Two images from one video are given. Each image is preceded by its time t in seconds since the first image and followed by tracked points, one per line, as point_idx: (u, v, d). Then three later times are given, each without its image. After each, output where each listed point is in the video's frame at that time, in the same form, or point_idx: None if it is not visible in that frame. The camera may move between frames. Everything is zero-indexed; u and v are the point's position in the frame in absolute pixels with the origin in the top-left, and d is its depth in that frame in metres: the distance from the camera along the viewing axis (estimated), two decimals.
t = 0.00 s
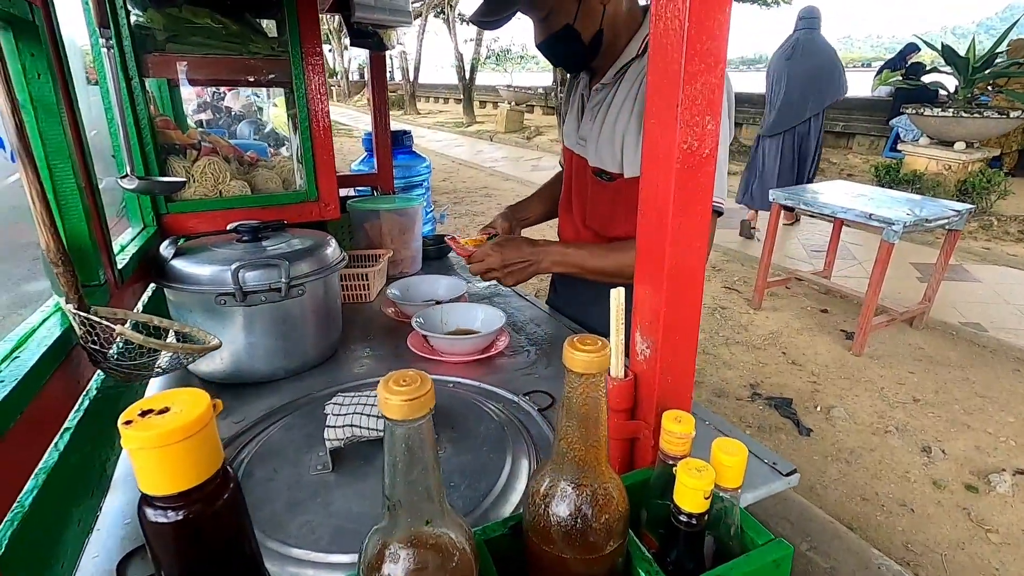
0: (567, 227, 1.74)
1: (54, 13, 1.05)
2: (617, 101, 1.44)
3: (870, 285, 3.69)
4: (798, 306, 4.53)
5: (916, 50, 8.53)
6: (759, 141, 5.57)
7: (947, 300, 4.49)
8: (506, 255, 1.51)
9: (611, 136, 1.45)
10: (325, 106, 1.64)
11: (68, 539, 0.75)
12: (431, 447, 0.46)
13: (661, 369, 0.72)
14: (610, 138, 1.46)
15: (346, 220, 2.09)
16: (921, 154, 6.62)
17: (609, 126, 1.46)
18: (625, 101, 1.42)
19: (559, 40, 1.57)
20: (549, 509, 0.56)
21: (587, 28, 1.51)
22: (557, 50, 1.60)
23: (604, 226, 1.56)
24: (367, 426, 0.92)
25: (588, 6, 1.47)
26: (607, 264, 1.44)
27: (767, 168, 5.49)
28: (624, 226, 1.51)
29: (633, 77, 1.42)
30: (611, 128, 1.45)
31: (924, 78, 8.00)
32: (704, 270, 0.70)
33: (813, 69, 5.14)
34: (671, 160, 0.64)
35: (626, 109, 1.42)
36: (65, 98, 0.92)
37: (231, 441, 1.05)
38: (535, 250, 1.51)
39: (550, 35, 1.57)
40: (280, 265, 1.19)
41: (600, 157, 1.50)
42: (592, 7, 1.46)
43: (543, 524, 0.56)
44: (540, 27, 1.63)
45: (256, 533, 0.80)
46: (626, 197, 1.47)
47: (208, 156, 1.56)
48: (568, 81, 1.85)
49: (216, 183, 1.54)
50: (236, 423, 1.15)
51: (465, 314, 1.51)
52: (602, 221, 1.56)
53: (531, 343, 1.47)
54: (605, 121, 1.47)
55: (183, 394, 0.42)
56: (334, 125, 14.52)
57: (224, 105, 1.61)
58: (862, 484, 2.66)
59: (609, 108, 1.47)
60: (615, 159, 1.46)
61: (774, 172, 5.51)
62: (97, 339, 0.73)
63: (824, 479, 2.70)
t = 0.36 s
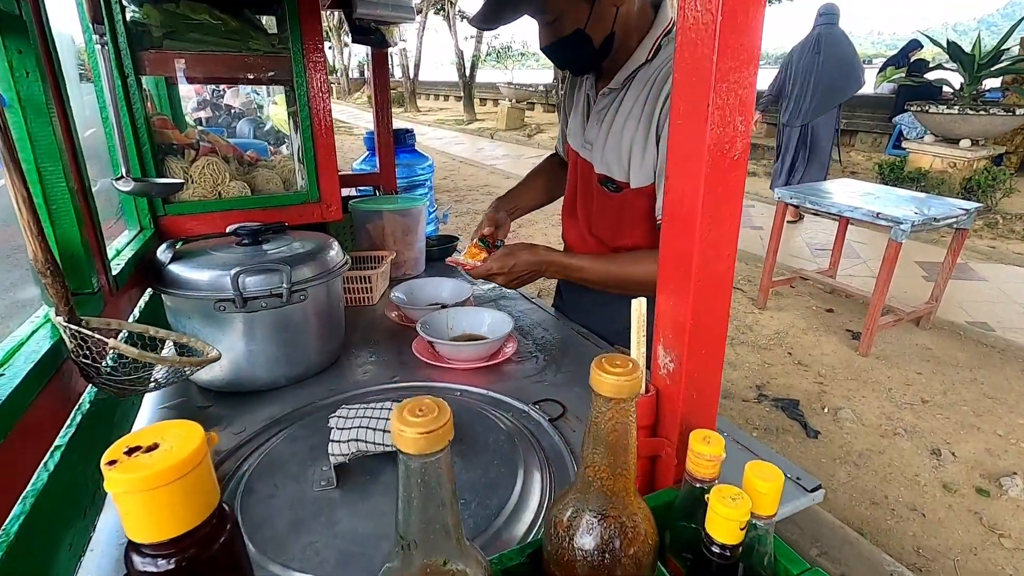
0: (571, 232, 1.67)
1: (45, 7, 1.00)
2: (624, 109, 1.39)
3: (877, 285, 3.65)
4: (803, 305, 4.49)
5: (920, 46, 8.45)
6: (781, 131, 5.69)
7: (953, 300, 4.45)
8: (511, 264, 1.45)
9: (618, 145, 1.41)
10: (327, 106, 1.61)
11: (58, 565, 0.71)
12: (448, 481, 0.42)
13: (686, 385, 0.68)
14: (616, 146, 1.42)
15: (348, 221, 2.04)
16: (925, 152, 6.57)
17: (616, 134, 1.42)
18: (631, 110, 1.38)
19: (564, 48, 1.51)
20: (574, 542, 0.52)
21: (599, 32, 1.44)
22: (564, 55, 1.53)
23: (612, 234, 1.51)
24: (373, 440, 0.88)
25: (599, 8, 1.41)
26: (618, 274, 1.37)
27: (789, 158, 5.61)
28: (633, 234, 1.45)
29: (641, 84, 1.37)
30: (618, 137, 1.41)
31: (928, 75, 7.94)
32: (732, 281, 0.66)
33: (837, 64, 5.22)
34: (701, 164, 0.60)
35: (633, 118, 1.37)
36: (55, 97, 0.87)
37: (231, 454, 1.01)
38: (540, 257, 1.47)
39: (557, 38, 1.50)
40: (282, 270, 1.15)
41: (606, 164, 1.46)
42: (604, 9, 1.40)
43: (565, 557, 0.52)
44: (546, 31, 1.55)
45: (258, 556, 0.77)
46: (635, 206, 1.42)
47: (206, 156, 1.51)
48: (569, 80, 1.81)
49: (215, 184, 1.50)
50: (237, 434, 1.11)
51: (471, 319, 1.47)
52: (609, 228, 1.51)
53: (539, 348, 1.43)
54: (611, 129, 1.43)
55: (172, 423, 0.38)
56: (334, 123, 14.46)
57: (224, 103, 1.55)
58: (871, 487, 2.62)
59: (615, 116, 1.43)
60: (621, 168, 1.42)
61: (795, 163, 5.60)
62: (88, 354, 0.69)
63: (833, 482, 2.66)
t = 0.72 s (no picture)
0: (583, 241, 1.58)
1: (33, 9, 0.94)
2: (644, 121, 1.32)
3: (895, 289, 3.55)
4: (817, 308, 4.39)
5: (933, 42, 8.28)
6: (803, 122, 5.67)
7: (972, 303, 4.35)
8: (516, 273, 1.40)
9: (636, 158, 1.35)
10: (333, 111, 1.54)
11: None
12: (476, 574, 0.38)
13: (729, 429, 0.62)
14: (634, 159, 1.35)
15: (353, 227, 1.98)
16: (941, 150, 6.43)
17: (634, 147, 1.35)
18: (652, 121, 1.31)
19: (585, 61, 1.35)
20: None
21: (628, 46, 1.30)
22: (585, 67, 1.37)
23: (629, 253, 1.42)
24: (381, 477, 0.82)
25: (633, 21, 1.25)
26: (628, 292, 1.27)
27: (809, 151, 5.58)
28: (647, 254, 1.37)
29: (663, 95, 1.29)
30: (636, 149, 1.35)
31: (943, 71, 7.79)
32: (781, 316, 0.60)
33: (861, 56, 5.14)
34: (751, 188, 0.53)
35: (653, 131, 1.30)
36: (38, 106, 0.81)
37: (230, 486, 0.96)
38: (544, 263, 1.40)
39: (580, 50, 1.33)
40: (284, 287, 1.09)
41: (623, 178, 1.39)
42: (637, 21, 1.26)
43: None
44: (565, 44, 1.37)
45: None
46: (654, 227, 1.34)
47: (207, 162, 1.45)
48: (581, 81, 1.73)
49: (216, 192, 1.44)
50: (236, 460, 1.05)
51: (482, 334, 1.41)
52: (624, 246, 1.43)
53: (554, 365, 1.36)
54: (630, 141, 1.36)
55: (131, 530, 0.48)
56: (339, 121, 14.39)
57: (230, 101, 1.48)
58: (891, 500, 2.54)
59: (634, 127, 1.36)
60: (639, 183, 1.35)
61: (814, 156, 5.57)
62: (69, 394, 0.63)
63: (851, 494, 2.58)
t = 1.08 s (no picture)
0: (593, 257, 1.48)
1: None
2: (667, 128, 1.23)
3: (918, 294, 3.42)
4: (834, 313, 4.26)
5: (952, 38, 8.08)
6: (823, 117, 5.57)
7: (995, 308, 4.20)
8: (521, 290, 1.32)
9: (657, 166, 1.25)
10: (332, 114, 1.44)
11: None
12: None
13: (787, 501, 0.52)
14: (655, 170, 1.26)
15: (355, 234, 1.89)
16: (961, 149, 6.26)
17: (656, 157, 1.25)
18: (677, 130, 1.21)
19: (609, 70, 1.19)
20: None
21: (660, 56, 1.15)
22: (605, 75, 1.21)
23: (645, 273, 1.32)
24: (378, 532, 0.73)
25: (670, 27, 1.10)
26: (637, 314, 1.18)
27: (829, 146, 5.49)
28: (660, 271, 1.29)
29: (688, 100, 1.19)
30: (658, 158, 1.25)
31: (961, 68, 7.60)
32: (852, 368, 0.49)
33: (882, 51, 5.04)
34: (824, 217, 0.43)
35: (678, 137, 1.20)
36: None
37: (213, 530, 0.87)
38: (548, 274, 1.31)
39: (604, 59, 1.16)
40: (275, 309, 1.00)
41: (641, 190, 1.30)
42: (674, 28, 1.11)
43: None
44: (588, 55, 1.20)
45: None
46: (672, 248, 1.25)
47: (197, 169, 1.37)
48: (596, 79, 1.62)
49: (208, 201, 1.36)
50: (223, 497, 0.96)
51: (491, 354, 1.31)
52: (639, 265, 1.33)
53: (568, 388, 1.27)
54: (651, 150, 1.27)
55: None
56: (346, 119, 14.32)
57: (235, 100, 1.40)
58: (917, 518, 2.43)
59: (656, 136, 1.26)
60: (659, 198, 1.26)
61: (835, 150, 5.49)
62: (12, 453, 0.54)
63: (876, 511, 2.47)
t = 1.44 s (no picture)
0: (608, 255, 1.42)
1: None
2: (691, 120, 1.17)
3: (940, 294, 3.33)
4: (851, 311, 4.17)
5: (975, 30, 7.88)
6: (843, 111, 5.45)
7: (1019, 308, 4.09)
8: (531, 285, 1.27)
9: (680, 160, 1.20)
10: (341, 102, 1.39)
11: None
12: None
13: (835, 524, 0.47)
14: (678, 163, 1.21)
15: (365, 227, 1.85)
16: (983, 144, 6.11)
17: (678, 150, 1.20)
18: (703, 122, 1.16)
19: (638, 59, 1.12)
20: None
21: (693, 44, 1.10)
22: (635, 66, 1.14)
23: (664, 271, 1.26)
24: (384, 543, 0.70)
25: (705, 16, 1.06)
26: (652, 313, 1.12)
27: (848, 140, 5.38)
28: (678, 268, 1.24)
29: (715, 90, 1.14)
30: (681, 151, 1.20)
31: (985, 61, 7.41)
32: (911, 380, 0.45)
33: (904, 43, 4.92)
34: (890, 213, 0.39)
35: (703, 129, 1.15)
36: None
37: (215, 535, 0.83)
38: (561, 270, 1.27)
39: (634, 46, 1.10)
40: (280, 304, 0.96)
41: (662, 185, 1.24)
42: (711, 16, 1.07)
43: None
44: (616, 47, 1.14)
45: None
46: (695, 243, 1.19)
47: (203, 159, 1.33)
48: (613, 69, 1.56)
49: (213, 192, 1.32)
50: (226, 499, 0.92)
51: (503, 352, 1.27)
52: (658, 262, 1.28)
53: (583, 388, 1.22)
54: (675, 142, 1.21)
55: None
56: (356, 112, 14.30)
57: (247, 92, 1.37)
58: (939, 524, 2.36)
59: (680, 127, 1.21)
60: (682, 193, 1.20)
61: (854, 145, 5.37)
62: None
63: (895, 516, 2.40)
